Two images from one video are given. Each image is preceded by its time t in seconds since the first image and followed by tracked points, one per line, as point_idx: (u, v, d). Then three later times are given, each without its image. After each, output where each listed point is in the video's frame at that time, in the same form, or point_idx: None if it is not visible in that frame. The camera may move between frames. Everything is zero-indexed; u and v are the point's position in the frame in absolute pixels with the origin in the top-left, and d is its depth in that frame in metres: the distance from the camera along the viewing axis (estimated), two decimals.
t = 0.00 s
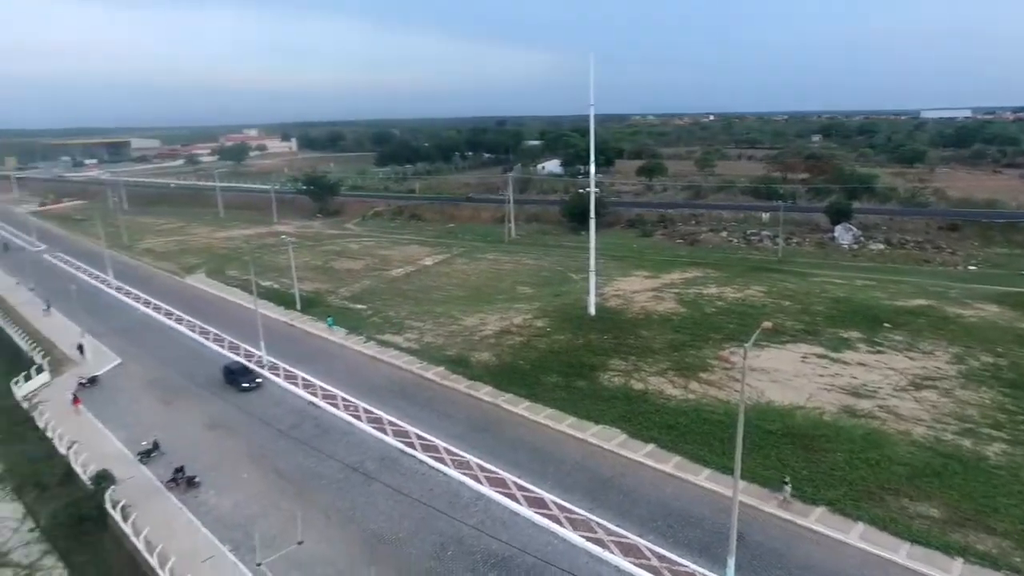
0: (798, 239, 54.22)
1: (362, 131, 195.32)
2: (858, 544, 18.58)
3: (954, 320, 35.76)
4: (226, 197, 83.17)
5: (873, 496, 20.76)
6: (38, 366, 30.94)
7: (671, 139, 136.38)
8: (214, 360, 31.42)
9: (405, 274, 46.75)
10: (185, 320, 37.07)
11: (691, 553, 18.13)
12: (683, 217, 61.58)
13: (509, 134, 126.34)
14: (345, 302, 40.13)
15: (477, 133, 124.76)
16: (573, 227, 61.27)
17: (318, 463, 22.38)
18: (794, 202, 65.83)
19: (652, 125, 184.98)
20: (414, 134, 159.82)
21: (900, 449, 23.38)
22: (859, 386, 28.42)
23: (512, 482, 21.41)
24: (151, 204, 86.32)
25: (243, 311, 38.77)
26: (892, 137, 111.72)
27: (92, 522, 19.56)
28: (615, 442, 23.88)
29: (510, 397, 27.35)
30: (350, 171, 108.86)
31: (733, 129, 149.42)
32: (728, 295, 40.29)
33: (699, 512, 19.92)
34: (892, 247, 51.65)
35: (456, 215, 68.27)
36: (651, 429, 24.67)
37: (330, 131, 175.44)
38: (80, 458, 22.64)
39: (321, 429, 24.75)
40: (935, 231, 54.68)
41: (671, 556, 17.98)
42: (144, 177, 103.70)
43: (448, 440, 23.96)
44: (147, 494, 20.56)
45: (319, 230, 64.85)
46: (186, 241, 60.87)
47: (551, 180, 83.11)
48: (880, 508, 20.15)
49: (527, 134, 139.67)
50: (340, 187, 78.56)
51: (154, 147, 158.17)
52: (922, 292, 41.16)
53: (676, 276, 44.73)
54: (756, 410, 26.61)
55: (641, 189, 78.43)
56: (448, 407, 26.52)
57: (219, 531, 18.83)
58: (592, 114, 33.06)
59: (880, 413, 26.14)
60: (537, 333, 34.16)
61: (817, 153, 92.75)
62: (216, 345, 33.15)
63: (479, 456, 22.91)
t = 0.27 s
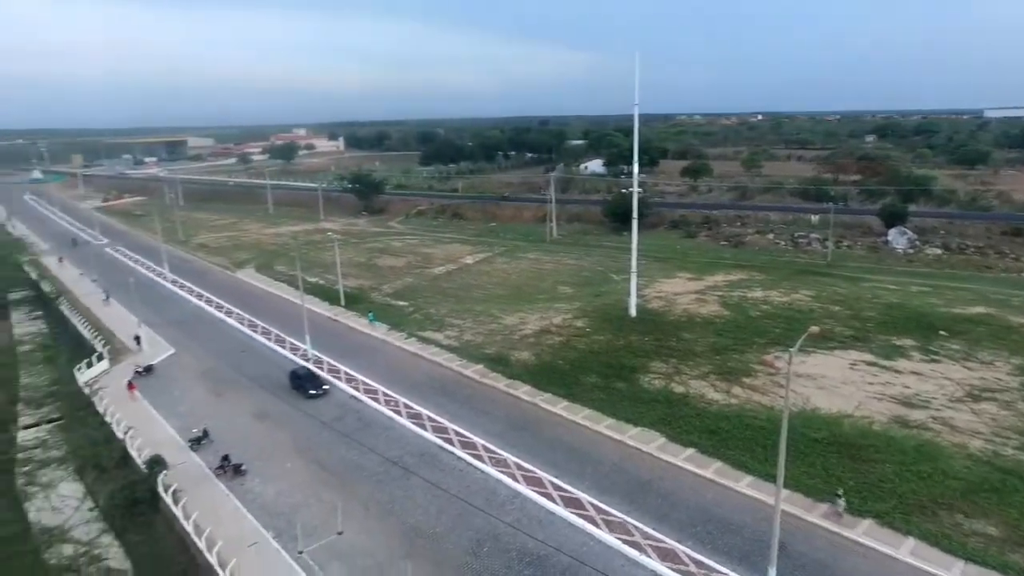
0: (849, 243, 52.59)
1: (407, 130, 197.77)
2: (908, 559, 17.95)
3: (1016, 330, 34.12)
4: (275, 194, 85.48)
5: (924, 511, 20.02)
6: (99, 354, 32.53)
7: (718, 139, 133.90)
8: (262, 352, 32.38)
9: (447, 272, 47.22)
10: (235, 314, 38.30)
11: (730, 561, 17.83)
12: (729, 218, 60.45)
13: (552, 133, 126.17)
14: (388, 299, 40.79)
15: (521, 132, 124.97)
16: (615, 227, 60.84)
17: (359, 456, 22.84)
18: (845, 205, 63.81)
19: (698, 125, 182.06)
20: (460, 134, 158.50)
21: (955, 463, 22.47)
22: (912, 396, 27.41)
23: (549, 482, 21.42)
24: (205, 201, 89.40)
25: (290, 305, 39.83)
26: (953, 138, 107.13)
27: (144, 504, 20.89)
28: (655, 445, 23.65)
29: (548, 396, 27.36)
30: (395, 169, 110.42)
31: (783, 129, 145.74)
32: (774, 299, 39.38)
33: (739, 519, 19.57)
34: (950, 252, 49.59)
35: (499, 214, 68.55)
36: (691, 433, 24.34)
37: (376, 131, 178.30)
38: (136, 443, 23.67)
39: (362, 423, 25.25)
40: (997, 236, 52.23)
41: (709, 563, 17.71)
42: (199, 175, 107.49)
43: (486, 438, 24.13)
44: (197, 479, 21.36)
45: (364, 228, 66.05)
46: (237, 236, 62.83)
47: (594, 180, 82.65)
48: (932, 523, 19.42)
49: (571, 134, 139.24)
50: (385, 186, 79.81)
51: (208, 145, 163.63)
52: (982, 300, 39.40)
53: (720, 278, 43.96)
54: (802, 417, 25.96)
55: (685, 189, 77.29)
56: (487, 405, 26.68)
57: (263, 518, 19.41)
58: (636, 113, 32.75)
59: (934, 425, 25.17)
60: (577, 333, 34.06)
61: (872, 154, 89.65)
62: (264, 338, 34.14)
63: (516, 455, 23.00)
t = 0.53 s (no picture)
0: (905, 247, 50.67)
1: (452, 130, 199.44)
2: None
3: None
4: (324, 192, 87.45)
5: (981, 528, 19.18)
6: (156, 344, 34.00)
7: (768, 139, 130.74)
8: (308, 346, 33.23)
9: (489, 270, 47.50)
10: (284, 308, 39.45)
11: (772, 570, 17.46)
12: (778, 220, 59.01)
13: (597, 133, 125.44)
14: (431, 296, 41.28)
15: (566, 132, 124.56)
16: (659, 228, 60.11)
17: (399, 450, 23.24)
18: (902, 207, 61.48)
19: (748, 125, 178.28)
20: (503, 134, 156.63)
21: (1016, 479, 21.44)
22: (970, 408, 26.26)
23: (587, 482, 21.35)
24: (257, 198, 92.15)
25: (335, 300, 40.78)
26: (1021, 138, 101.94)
27: (195, 489, 21.68)
28: (696, 450, 23.30)
29: (588, 397, 27.26)
30: (440, 168, 111.52)
31: (837, 129, 141.29)
32: (824, 303, 38.27)
33: (781, 528, 19.14)
34: (1015, 258, 47.26)
35: (542, 213, 68.54)
36: (734, 438, 23.89)
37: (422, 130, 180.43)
38: (188, 430, 24.66)
39: (403, 417, 25.65)
40: None
41: (749, 571, 17.39)
42: (252, 173, 110.81)
43: (525, 436, 24.22)
44: (245, 466, 22.10)
45: (408, 226, 66.97)
46: (286, 233, 64.55)
47: (639, 180, 81.80)
48: (989, 541, 18.60)
49: (616, 134, 138.20)
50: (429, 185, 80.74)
51: (261, 144, 168.54)
52: None
53: (767, 281, 42.97)
54: (851, 426, 25.17)
55: (733, 190, 75.75)
56: (526, 403, 26.76)
57: (306, 507, 19.95)
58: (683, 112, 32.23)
59: (993, 438, 24.06)
60: (618, 334, 33.82)
61: (932, 154, 86.06)
62: (310, 332, 35.04)
63: (554, 454, 23.01)
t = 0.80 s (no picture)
0: (963, 252, 48.64)
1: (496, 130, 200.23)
2: None
3: None
4: (369, 190, 88.99)
5: None
6: (207, 335, 35.24)
7: (819, 139, 127.15)
8: (351, 341, 33.91)
9: (529, 270, 47.58)
10: (328, 303, 40.37)
11: None
12: (827, 222, 57.40)
13: (641, 133, 124.18)
14: (471, 294, 41.62)
15: (609, 131, 123.69)
16: (703, 229, 59.17)
17: (438, 445, 23.55)
18: (961, 210, 58.99)
19: (798, 125, 173.82)
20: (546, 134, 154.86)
21: None
22: None
23: (624, 484, 21.23)
24: (305, 195, 94.40)
25: (378, 296, 41.53)
26: None
27: (241, 476, 22.47)
28: (737, 455, 22.90)
29: (627, 398, 27.06)
30: (483, 167, 112.19)
31: (893, 129, 136.39)
32: (874, 309, 37.09)
33: (824, 538, 18.67)
34: None
35: (584, 213, 68.26)
36: (777, 445, 23.39)
37: (466, 130, 181.71)
38: (236, 419, 25.48)
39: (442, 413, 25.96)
40: None
41: None
42: (301, 171, 113.58)
43: (562, 435, 24.21)
44: (288, 456, 22.73)
45: (451, 224, 67.60)
46: (332, 230, 65.96)
47: (683, 180, 80.64)
48: None
49: (661, 134, 136.56)
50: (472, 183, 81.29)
51: (310, 142, 172.54)
52: None
53: (814, 285, 41.87)
54: (901, 437, 24.34)
55: (781, 191, 73.99)
56: (564, 403, 26.76)
57: (346, 497, 20.39)
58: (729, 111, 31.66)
59: None
60: (659, 335, 33.48)
61: (995, 155, 82.24)
62: (353, 327, 35.77)
63: (591, 455, 22.93)
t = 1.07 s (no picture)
0: None
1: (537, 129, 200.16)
2: None
3: None
4: (409, 188, 90.00)
5: None
6: (252, 327, 36.26)
7: (870, 139, 123.28)
8: (390, 337, 34.45)
9: (568, 269, 47.48)
10: (369, 299, 41.10)
11: None
12: (877, 225, 55.65)
13: (684, 132, 122.49)
14: (509, 293, 41.76)
15: (651, 131, 122.39)
16: (746, 230, 58.04)
17: (473, 442, 23.76)
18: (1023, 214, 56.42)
19: (847, 124, 168.96)
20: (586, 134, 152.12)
21: None
22: None
23: (660, 487, 21.02)
24: (348, 193, 96.13)
25: (417, 293, 42.06)
26: None
27: (282, 466, 23.04)
28: (777, 461, 22.43)
29: (664, 400, 26.77)
30: (523, 167, 112.36)
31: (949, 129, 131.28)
32: (926, 315, 35.82)
33: (867, 550, 18.16)
34: None
35: (624, 213, 67.72)
36: (819, 452, 22.82)
37: (506, 129, 182.20)
38: (278, 410, 26.18)
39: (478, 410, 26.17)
40: None
41: None
42: (344, 169, 115.64)
43: (598, 436, 24.13)
44: (328, 448, 23.26)
45: (490, 223, 67.94)
46: (373, 227, 67.03)
47: (727, 180, 79.21)
48: None
49: (704, 134, 134.42)
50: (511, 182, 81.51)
51: (354, 141, 175.55)
52: None
53: (862, 290, 40.66)
54: (952, 449, 23.46)
55: (828, 193, 72.04)
56: (600, 403, 26.66)
57: (383, 490, 20.77)
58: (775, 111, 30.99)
59: None
60: (698, 338, 33.03)
61: None
62: (392, 323, 36.34)
63: (627, 456, 22.80)
